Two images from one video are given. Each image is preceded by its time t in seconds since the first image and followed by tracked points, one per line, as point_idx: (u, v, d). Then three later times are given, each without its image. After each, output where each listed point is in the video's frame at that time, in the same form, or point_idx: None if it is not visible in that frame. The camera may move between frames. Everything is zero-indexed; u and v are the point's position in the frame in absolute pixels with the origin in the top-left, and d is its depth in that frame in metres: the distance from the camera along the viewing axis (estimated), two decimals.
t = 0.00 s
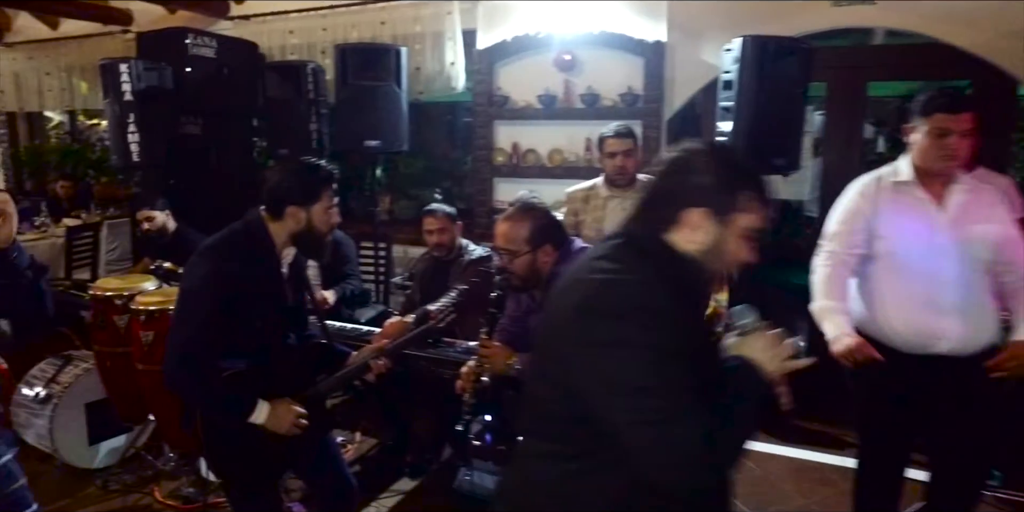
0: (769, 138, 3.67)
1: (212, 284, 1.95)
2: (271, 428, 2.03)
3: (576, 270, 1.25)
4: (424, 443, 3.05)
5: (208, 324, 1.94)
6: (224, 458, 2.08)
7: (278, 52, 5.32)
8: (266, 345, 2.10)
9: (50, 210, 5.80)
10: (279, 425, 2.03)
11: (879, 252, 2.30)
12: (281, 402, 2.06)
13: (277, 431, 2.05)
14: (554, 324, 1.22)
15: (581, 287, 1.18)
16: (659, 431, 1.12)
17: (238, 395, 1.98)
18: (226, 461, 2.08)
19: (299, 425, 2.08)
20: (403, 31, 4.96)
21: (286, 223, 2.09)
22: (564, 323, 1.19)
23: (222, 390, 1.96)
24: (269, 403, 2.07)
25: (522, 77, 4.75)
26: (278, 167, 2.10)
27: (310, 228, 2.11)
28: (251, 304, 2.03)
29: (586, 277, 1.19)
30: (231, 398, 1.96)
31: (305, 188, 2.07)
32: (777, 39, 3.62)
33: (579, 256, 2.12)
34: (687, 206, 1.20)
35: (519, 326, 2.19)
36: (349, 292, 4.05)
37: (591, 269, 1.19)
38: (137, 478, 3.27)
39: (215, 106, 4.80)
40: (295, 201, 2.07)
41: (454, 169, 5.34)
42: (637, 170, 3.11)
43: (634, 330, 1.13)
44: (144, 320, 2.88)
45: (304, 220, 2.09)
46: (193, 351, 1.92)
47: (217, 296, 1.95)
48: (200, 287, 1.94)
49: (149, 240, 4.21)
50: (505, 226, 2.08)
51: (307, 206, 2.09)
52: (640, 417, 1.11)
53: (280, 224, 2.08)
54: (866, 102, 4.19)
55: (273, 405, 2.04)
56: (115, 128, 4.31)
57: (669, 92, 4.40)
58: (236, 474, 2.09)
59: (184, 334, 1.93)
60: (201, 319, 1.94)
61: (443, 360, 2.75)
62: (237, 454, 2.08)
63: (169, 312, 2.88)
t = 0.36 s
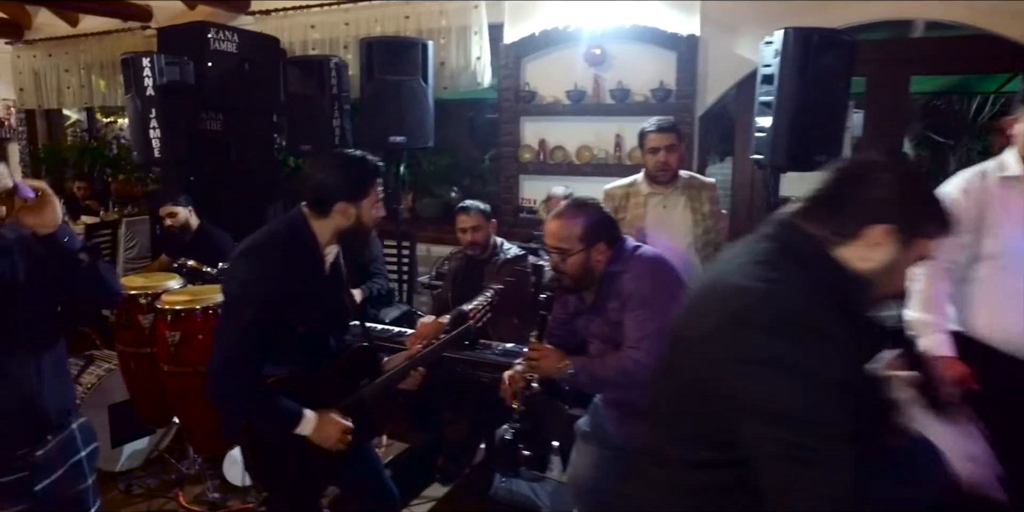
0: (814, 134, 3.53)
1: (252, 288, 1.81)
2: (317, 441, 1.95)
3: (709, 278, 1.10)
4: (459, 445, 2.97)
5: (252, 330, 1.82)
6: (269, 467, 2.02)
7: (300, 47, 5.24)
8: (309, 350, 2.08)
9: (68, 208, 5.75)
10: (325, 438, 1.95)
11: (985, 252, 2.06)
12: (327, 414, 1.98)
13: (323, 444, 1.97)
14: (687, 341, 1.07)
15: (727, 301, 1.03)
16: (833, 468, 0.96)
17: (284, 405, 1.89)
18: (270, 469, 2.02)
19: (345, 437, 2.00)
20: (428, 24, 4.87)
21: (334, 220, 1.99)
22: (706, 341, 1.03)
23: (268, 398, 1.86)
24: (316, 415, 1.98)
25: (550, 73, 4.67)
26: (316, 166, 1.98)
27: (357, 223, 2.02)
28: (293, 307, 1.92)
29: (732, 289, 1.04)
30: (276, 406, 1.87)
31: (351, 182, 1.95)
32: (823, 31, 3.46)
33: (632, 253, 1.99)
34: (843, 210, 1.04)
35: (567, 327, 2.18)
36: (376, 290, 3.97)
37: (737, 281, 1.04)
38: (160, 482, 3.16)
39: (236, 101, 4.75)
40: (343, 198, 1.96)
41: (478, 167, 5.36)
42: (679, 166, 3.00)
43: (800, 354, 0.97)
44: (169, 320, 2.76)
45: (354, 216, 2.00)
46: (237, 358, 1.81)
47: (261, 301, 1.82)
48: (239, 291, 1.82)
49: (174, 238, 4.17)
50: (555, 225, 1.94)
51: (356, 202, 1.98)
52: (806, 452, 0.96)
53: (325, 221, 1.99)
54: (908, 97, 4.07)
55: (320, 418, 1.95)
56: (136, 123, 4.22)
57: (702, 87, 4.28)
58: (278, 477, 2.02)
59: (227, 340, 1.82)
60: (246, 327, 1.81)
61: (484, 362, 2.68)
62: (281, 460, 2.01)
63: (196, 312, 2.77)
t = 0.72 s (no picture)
0: (827, 130, 3.48)
1: (286, 290, 1.77)
2: (349, 444, 1.93)
3: (839, 277, 1.08)
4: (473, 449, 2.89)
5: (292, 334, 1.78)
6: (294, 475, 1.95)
7: (297, 43, 5.13)
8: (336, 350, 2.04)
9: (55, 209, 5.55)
10: (358, 439, 1.93)
11: None
12: (359, 417, 1.96)
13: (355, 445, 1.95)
14: (816, 336, 1.07)
15: (863, 298, 1.01)
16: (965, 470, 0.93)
17: (315, 410, 1.84)
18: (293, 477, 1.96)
19: (375, 435, 1.98)
20: (429, 20, 4.77)
21: (365, 213, 1.97)
22: (836, 338, 1.03)
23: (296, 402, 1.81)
24: (350, 419, 1.95)
25: (555, 70, 4.61)
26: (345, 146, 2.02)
27: (385, 216, 2.01)
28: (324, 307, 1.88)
29: (866, 287, 1.02)
30: (305, 409, 1.82)
31: (380, 176, 1.95)
32: (837, 26, 3.41)
33: (662, 249, 1.90)
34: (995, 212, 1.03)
35: (593, 327, 2.07)
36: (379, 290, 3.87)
37: (872, 279, 1.02)
38: (157, 491, 3.02)
39: (232, 97, 4.63)
40: (373, 191, 1.96)
41: (479, 165, 5.30)
42: (696, 162, 2.94)
43: (941, 350, 0.93)
44: (172, 323, 2.65)
45: (385, 209, 2.00)
46: (268, 362, 1.76)
47: (298, 303, 1.78)
48: (272, 293, 1.75)
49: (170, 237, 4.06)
50: (582, 220, 1.85)
51: (386, 195, 1.98)
52: (936, 454, 0.93)
53: (352, 216, 1.96)
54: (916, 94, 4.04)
55: (354, 421, 1.92)
56: (130, 119, 4.10)
57: (710, 82, 4.21)
58: (298, 481, 1.95)
59: (257, 342, 1.77)
60: (286, 332, 1.76)
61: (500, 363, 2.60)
62: (305, 466, 1.95)
63: (200, 313, 2.67)
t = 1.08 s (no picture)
0: (815, 125, 3.46)
1: (274, 293, 1.69)
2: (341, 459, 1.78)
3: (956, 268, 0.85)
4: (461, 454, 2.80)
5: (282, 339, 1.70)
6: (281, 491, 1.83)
7: (271, 37, 4.97)
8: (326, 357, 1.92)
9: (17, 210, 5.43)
10: (347, 453, 1.78)
11: None
12: (351, 429, 1.81)
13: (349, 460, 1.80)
14: (951, 343, 0.80)
15: (1018, 302, 0.79)
16: None
17: (301, 418, 1.73)
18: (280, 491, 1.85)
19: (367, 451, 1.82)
20: (408, 13, 4.66)
21: (351, 212, 1.89)
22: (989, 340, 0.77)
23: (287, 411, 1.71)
24: (341, 430, 1.81)
25: (538, 65, 4.54)
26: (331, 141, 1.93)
27: (374, 214, 1.93)
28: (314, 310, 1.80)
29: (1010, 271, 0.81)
30: (295, 421, 1.71)
31: (361, 175, 1.87)
32: (824, 20, 3.39)
33: (665, 246, 1.83)
34: None
35: (590, 329, 2.01)
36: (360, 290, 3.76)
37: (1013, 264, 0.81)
38: (128, 505, 2.87)
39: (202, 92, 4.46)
40: (359, 187, 1.87)
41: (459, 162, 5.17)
42: (688, 157, 2.89)
43: None
44: (143, 327, 2.51)
45: (372, 208, 1.91)
46: (256, 371, 1.66)
47: (287, 306, 1.70)
48: (260, 298, 1.68)
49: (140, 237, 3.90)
50: (581, 216, 1.77)
51: (373, 193, 1.90)
52: None
53: (338, 216, 1.89)
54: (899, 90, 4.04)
55: (347, 434, 1.78)
56: (95, 116, 3.91)
57: (695, 78, 4.17)
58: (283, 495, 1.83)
59: (243, 350, 1.67)
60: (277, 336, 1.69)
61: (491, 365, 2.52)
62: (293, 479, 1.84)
63: (173, 317, 2.53)
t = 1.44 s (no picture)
0: (816, 119, 3.36)
1: (253, 295, 1.53)
2: (322, 476, 1.66)
3: None
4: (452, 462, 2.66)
5: (259, 345, 1.54)
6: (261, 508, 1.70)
7: (253, 29, 4.80)
8: (309, 365, 1.76)
9: None
10: (330, 469, 1.67)
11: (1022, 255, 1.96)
12: (335, 443, 1.69)
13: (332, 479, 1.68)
14: None
15: None
16: None
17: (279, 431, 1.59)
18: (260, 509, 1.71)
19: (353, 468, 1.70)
20: (394, 5, 4.51)
21: (336, 209, 1.75)
22: None
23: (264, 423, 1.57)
24: (323, 446, 1.69)
25: (529, 58, 4.41)
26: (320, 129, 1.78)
27: (361, 212, 1.77)
28: (296, 314, 1.65)
29: None
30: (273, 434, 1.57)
31: (355, 166, 1.72)
32: (825, 10, 3.28)
33: (673, 241, 1.71)
34: None
35: (591, 331, 1.87)
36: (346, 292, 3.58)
37: None
38: None
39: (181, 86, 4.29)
40: (345, 182, 1.73)
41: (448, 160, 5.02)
42: (687, 150, 2.77)
43: None
44: (111, 332, 2.35)
45: (358, 205, 1.76)
46: (230, 381, 1.51)
47: (265, 310, 1.54)
48: (236, 299, 1.52)
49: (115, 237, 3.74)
50: (583, 209, 1.63)
51: (360, 188, 1.75)
52: None
53: (324, 212, 1.75)
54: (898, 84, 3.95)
55: (329, 449, 1.67)
56: (66, 110, 3.72)
57: (690, 71, 4.05)
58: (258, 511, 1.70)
59: (215, 358, 1.51)
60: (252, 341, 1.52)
61: (483, 369, 2.38)
62: (272, 497, 1.70)
63: (144, 320, 2.37)
